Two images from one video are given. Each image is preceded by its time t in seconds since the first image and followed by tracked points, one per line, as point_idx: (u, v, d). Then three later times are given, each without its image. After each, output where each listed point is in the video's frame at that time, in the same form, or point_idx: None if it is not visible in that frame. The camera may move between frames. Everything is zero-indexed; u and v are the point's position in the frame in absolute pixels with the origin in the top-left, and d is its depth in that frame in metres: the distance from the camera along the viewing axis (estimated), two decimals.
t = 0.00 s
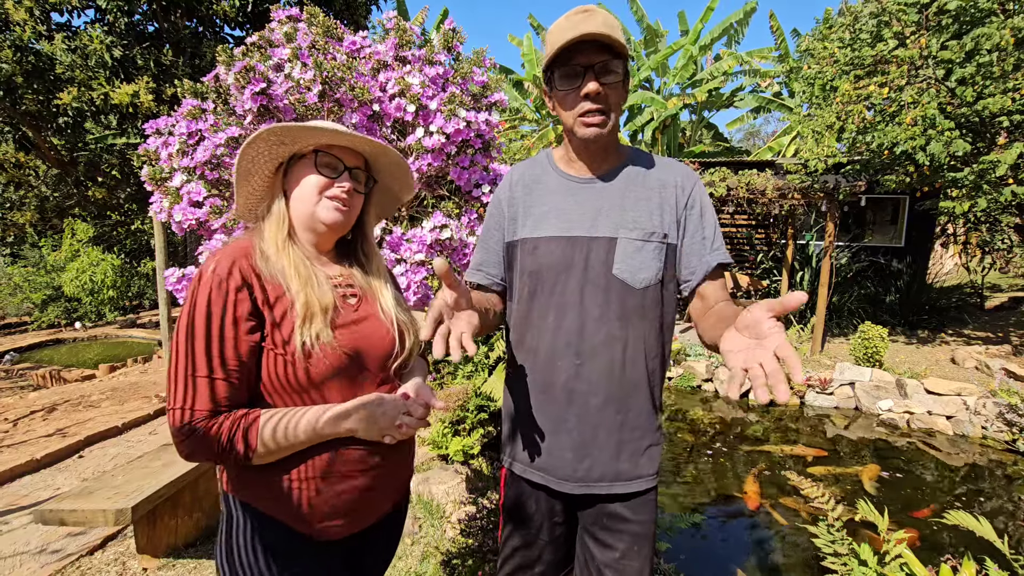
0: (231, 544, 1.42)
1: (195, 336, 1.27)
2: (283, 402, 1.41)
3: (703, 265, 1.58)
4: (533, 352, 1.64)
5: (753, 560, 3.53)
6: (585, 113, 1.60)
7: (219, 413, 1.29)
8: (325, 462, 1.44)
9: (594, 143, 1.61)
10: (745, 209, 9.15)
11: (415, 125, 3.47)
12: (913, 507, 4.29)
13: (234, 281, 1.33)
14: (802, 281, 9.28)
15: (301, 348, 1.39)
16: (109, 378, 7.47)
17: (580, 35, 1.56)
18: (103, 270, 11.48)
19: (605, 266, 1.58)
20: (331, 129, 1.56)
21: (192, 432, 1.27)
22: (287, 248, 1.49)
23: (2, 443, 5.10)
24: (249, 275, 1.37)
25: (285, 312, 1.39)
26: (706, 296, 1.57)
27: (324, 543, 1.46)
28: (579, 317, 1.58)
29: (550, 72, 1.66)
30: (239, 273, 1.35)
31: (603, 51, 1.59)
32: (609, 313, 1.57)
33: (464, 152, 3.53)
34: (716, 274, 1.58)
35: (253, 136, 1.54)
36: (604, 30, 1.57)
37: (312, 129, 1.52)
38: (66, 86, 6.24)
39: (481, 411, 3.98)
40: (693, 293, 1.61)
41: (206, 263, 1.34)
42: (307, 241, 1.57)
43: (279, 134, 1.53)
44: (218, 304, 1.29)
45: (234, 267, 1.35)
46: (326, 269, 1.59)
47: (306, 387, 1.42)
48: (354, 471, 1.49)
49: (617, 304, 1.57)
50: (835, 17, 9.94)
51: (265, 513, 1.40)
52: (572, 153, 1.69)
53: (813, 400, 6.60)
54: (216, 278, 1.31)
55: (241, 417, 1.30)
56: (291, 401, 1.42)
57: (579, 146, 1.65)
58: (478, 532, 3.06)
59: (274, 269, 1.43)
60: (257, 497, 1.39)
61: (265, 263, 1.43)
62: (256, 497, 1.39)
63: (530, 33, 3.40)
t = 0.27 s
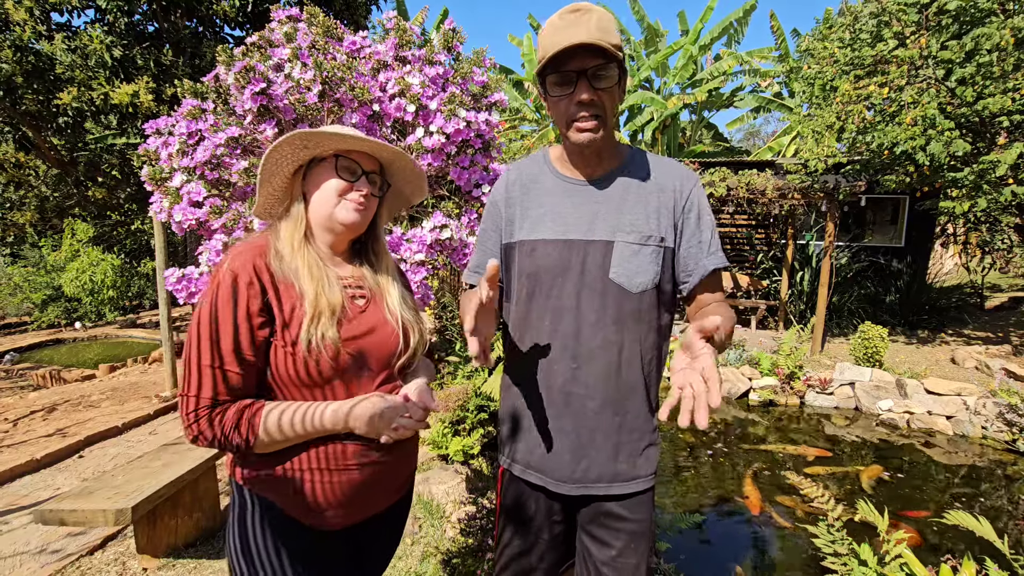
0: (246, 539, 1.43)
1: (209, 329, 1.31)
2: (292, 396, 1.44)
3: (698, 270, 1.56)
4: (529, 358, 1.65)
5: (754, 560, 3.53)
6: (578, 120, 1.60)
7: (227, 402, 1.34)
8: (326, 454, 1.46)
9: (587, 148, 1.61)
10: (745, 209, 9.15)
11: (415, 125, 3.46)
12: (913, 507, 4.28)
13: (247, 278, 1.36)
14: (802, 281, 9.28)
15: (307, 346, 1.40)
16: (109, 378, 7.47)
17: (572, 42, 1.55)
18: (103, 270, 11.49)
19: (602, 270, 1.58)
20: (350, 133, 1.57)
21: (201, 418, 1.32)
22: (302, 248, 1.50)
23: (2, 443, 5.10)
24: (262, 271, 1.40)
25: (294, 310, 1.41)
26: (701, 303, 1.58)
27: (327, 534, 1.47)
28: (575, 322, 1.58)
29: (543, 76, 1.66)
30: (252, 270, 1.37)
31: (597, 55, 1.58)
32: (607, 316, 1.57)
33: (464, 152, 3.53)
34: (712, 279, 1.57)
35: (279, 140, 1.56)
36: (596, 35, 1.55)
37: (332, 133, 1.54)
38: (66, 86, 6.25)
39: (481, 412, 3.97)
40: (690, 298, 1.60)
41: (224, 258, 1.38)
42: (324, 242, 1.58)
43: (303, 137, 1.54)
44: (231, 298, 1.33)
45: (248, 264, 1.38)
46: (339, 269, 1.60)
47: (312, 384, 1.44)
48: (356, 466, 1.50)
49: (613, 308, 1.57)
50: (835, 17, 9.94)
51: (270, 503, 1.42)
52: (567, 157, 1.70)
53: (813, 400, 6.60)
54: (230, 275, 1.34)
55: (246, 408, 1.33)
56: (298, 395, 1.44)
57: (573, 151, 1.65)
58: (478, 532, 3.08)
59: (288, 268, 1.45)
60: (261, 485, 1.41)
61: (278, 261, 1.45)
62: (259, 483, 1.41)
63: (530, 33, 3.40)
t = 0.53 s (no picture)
0: (256, 535, 1.42)
1: (217, 325, 1.32)
2: (296, 392, 1.44)
3: (682, 270, 1.58)
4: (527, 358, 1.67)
5: (753, 560, 3.53)
6: (568, 118, 1.60)
7: (234, 394, 1.34)
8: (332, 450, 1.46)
9: (580, 147, 1.61)
10: (745, 209, 9.15)
11: (415, 125, 3.47)
12: (913, 506, 4.29)
13: (256, 276, 1.37)
14: (802, 281, 9.28)
15: (311, 345, 1.41)
16: (109, 378, 7.48)
17: (563, 40, 1.55)
18: (103, 270, 11.50)
19: (595, 271, 1.59)
20: (361, 137, 1.57)
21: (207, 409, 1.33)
22: (311, 249, 1.51)
23: (2, 443, 5.10)
24: (271, 270, 1.41)
25: (300, 309, 1.42)
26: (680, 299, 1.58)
27: (331, 530, 1.48)
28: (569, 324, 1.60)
29: (535, 74, 1.66)
30: (260, 269, 1.39)
31: (589, 53, 1.58)
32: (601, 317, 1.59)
33: (464, 152, 3.53)
34: (701, 278, 1.59)
35: (291, 143, 1.55)
36: (587, 33, 1.55)
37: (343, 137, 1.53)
38: (66, 86, 6.25)
39: (481, 411, 3.98)
40: (673, 295, 1.61)
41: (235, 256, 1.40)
42: (332, 243, 1.58)
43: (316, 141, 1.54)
44: (240, 295, 1.34)
45: (257, 263, 1.39)
46: (347, 269, 1.60)
47: (317, 383, 1.44)
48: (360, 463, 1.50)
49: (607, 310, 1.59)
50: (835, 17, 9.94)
51: (273, 500, 1.42)
52: (558, 155, 1.70)
53: (813, 400, 6.59)
54: (239, 272, 1.36)
55: (251, 399, 1.34)
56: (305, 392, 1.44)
57: (565, 149, 1.65)
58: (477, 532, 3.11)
59: (296, 268, 1.46)
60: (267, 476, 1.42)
61: (287, 260, 1.46)
62: (264, 476, 1.42)
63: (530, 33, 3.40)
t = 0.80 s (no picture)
0: (259, 535, 1.43)
1: (221, 323, 1.33)
2: (299, 391, 1.44)
3: (684, 266, 1.56)
4: (521, 359, 1.67)
5: (753, 560, 3.53)
6: (535, 121, 1.60)
7: (240, 391, 1.34)
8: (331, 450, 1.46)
9: (554, 148, 1.61)
10: (745, 209, 9.14)
11: (415, 125, 3.47)
12: (913, 506, 4.29)
13: (259, 274, 1.38)
14: (802, 281, 9.28)
15: (314, 343, 1.41)
16: (109, 378, 7.47)
17: (515, 44, 1.56)
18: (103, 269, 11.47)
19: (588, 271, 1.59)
20: (362, 136, 1.57)
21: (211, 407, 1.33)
22: (314, 248, 1.51)
23: (2, 443, 5.10)
24: (274, 269, 1.42)
25: (304, 307, 1.42)
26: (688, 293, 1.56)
27: (332, 531, 1.47)
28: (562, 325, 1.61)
29: (504, 82, 1.67)
30: (264, 267, 1.39)
31: (547, 53, 1.57)
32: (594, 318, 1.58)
33: (464, 152, 3.54)
34: (699, 276, 1.55)
35: (294, 144, 1.55)
36: (540, 33, 1.55)
37: (346, 136, 1.54)
38: (66, 86, 6.25)
39: (481, 411, 3.98)
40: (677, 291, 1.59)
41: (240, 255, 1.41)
42: (336, 243, 1.58)
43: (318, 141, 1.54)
44: (244, 293, 1.35)
45: (260, 262, 1.40)
46: (350, 268, 1.60)
47: (320, 381, 1.44)
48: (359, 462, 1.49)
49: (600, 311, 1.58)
50: (835, 17, 9.94)
51: (274, 502, 1.42)
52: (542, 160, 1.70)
53: (813, 400, 6.59)
54: (243, 271, 1.37)
55: (254, 397, 1.34)
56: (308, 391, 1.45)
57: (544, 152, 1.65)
58: (478, 532, 3.10)
59: (300, 267, 1.47)
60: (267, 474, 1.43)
61: (290, 259, 1.47)
62: (265, 476, 1.43)
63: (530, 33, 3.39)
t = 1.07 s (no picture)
0: (255, 538, 1.45)
1: (221, 323, 1.34)
2: (295, 393, 1.44)
3: (686, 266, 1.51)
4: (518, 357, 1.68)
5: (754, 560, 3.53)
6: (554, 132, 1.62)
7: (236, 393, 1.36)
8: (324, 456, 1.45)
9: (569, 154, 1.63)
10: (745, 209, 9.14)
11: (415, 125, 3.47)
12: (913, 506, 4.29)
13: (260, 274, 1.39)
14: (802, 281, 9.27)
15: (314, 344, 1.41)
16: (109, 378, 7.48)
17: (527, 58, 1.57)
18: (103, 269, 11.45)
19: (587, 268, 1.57)
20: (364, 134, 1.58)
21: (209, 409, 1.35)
22: (316, 247, 1.51)
23: (2, 443, 5.10)
24: (275, 268, 1.42)
25: (304, 307, 1.43)
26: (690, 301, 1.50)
27: (329, 535, 1.47)
28: (558, 322, 1.58)
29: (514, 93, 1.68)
30: (264, 267, 1.40)
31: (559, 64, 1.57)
32: (590, 317, 1.55)
33: (464, 152, 3.54)
34: (700, 276, 1.50)
35: (296, 141, 1.55)
36: (552, 42, 1.55)
37: (348, 134, 1.55)
38: (66, 86, 6.25)
39: (481, 411, 3.97)
40: (682, 293, 1.53)
41: (241, 254, 1.41)
42: (338, 243, 1.59)
43: (320, 139, 1.54)
44: (244, 292, 1.36)
45: (261, 261, 1.40)
46: (352, 267, 1.60)
47: (320, 381, 1.44)
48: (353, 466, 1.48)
49: (598, 308, 1.54)
50: (835, 17, 9.94)
51: (270, 504, 1.44)
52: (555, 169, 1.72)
53: (813, 400, 6.59)
54: (243, 271, 1.37)
55: (250, 400, 1.36)
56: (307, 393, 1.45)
57: (559, 161, 1.67)
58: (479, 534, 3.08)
59: (300, 266, 1.47)
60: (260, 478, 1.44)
61: (291, 259, 1.47)
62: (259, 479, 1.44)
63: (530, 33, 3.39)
